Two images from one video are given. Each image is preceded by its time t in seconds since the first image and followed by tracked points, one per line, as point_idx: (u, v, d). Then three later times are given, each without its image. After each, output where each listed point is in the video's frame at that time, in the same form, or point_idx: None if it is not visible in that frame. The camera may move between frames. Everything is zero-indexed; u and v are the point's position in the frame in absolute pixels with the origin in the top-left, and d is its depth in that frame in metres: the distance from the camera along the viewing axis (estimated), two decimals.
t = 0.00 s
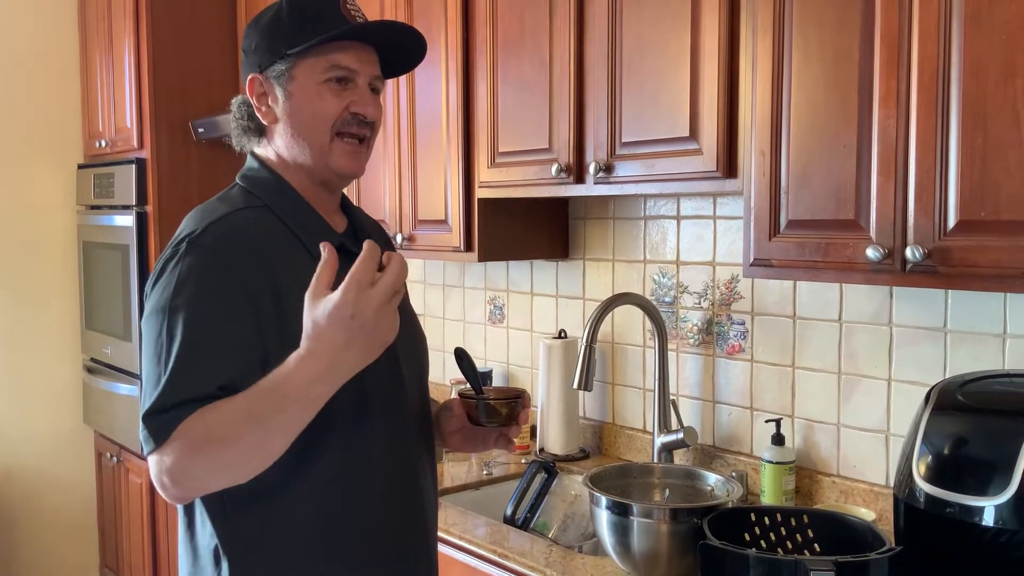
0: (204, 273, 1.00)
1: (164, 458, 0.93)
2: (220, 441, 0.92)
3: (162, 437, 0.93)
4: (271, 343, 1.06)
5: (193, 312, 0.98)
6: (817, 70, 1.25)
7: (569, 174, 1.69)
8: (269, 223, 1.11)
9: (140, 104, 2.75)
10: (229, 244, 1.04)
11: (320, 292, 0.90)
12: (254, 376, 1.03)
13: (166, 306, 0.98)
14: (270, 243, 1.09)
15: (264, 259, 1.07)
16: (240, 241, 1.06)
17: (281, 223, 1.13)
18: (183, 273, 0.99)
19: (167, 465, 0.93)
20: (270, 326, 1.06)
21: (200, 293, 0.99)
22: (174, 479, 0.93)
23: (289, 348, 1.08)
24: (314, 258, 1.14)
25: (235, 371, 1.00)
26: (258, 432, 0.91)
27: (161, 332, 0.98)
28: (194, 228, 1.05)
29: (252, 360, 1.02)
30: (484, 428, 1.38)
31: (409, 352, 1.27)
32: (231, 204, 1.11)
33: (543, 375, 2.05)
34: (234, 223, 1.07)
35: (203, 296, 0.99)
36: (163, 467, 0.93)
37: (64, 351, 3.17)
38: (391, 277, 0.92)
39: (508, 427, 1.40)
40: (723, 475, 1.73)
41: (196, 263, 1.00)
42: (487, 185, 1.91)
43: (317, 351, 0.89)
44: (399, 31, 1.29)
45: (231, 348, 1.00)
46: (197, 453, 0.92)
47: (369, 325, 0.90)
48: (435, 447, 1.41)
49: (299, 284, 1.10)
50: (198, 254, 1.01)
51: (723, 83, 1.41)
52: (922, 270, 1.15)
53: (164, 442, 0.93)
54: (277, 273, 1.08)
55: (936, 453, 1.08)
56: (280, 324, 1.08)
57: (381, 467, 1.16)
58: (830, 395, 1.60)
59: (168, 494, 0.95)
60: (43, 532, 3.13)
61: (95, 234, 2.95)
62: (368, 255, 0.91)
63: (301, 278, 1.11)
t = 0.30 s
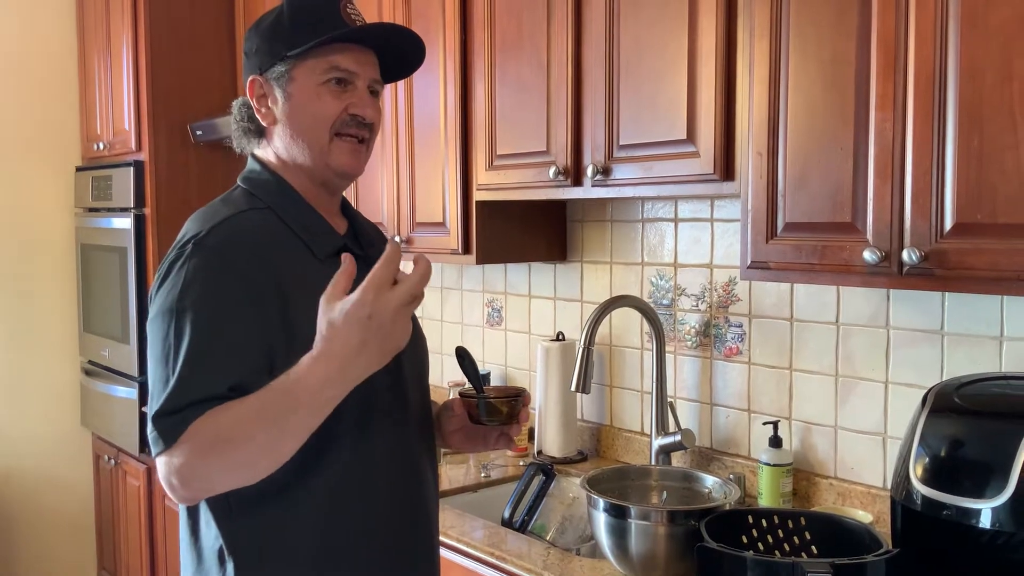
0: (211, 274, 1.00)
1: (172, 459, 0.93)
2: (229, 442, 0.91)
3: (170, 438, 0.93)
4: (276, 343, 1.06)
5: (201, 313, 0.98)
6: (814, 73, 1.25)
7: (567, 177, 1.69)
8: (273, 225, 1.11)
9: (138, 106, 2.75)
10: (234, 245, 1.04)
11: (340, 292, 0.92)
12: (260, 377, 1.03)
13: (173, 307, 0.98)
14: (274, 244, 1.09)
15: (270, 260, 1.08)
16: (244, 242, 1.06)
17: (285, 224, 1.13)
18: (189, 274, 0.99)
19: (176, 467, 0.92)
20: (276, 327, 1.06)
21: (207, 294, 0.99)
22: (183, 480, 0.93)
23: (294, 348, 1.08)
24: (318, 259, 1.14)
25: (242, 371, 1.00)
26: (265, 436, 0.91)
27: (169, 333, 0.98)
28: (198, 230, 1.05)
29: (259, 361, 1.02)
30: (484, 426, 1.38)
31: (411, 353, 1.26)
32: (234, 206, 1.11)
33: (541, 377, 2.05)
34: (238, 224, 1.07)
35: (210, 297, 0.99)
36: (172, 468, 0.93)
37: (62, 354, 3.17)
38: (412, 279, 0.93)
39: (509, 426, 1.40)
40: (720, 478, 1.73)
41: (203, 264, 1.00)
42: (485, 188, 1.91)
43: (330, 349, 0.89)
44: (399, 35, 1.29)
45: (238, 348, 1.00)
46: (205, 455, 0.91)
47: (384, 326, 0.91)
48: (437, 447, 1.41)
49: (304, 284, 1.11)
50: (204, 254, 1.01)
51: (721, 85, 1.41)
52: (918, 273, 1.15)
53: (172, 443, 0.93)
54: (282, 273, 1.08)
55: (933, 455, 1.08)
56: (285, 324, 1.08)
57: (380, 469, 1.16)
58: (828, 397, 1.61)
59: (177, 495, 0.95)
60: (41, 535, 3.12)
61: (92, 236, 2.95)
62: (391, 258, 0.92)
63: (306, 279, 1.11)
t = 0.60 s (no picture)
0: (217, 277, 1.00)
1: (183, 465, 0.95)
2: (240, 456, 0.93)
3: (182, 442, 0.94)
4: (279, 343, 1.06)
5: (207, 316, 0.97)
6: (813, 76, 1.25)
7: (566, 180, 1.69)
8: (273, 227, 1.11)
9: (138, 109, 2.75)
10: (237, 247, 1.04)
11: (358, 323, 0.91)
12: (263, 379, 1.03)
13: (179, 309, 0.98)
14: (275, 246, 1.09)
15: (271, 262, 1.07)
16: (247, 245, 1.05)
17: (286, 226, 1.13)
18: (194, 277, 0.99)
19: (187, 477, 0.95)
20: (279, 327, 1.06)
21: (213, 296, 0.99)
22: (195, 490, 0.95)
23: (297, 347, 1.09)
24: (318, 261, 1.14)
25: (247, 374, 1.00)
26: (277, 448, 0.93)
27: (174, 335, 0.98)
28: (200, 232, 1.04)
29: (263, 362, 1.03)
30: (484, 428, 1.37)
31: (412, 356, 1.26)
32: (235, 208, 1.11)
33: (540, 381, 2.05)
34: (240, 226, 1.07)
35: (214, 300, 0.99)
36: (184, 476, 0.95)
37: (61, 357, 3.16)
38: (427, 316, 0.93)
39: (507, 428, 1.39)
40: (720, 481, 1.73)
41: (208, 267, 1.00)
42: (485, 191, 1.91)
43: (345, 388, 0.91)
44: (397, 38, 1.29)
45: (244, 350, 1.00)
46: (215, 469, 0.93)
47: (401, 365, 0.92)
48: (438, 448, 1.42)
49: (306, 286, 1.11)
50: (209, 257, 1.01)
51: (721, 89, 1.42)
52: (918, 276, 1.15)
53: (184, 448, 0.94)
54: (284, 275, 1.08)
55: (933, 458, 1.08)
56: (288, 325, 1.08)
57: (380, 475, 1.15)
58: (828, 400, 1.60)
59: (188, 500, 0.96)
60: (39, 539, 3.12)
61: (92, 239, 2.95)
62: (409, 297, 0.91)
63: (307, 281, 1.11)
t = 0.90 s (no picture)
0: (212, 284, 1.00)
1: (170, 477, 0.97)
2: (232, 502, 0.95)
3: (171, 450, 0.95)
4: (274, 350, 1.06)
5: (200, 323, 0.98)
6: (813, 81, 1.25)
7: (566, 185, 1.69)
8: (272, 233, 1.11)
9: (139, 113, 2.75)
10: (234, 254, 1.04)
11: (387, 457, 0.94)
12: (258, 387, 1.03)
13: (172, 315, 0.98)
14: (273, 253, 1.09)
15: (269, 269, 1.07)
16: (245, 252, 1.05)
17: (285, 233, 1.13)
18: (190, 285, 0.99)
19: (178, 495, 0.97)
20: (275, 334, 1.06)
21: (207, 303, 0.99)
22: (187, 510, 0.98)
23: (293, 355, 1.09)
24: (317, 267, 1.14)
25: (239, 382, 1.00)
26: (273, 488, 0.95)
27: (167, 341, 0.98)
28: (197, 239, 1.05)
29: (257, 369, 1.03)
30: (480, 438, 1.37)
31: (412, 362, 1.26)
32: (235, 214, 1.11)
33: (540, 386, 2.05)
34: (239, 233, 1.07)
35: (209, 307, 0.99)
36: (174, 489, 0.98)
37: (61, 361, 3.16)
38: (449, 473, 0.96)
39: (504, 438, 1.38)
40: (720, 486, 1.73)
41: (202, 273, 1.00)
42: (485, 196, 1.92)
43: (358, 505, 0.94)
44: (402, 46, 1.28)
45: (237, 357, 1.00)
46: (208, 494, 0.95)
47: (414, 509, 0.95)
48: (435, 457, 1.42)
49: (303, 294, 1.11)
50: (204, 264, 1.01)
51: (721, 94, 1.42)
52: (918, 282, 1.15)
53: (173, 459, 0.95)
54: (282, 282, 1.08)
55: (933, 464, 1.08)
56: (284, 333, 1.08)
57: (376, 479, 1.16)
58: (828, 406, 1.60)
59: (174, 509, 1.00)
60: (37, 544, 3.11)
61: (92, 243, 2.95)
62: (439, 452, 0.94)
63: (305, 288, 1.11)
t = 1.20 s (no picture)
0: (196, 281, 1.00)
1: (147, 469, 0.94)
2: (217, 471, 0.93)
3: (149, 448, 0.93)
4: (258, 352, 1.06)
5: (182, 320, 0.97)
6: (810, 85, 1.26)
7: (563, 188, 1.69)
8: (261, 235, 1.11)
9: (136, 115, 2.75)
10: (220, 253, 1.04)
11: (363, 386, 0.95)
12: (241, 389, 1.03)
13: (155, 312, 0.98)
14: (261, 254, 1.09)
15: (256, 269, 1.07)
16: (233, 254, 1.05)
17: (273, 235, 1.13)
18: (177, 284, 0.99)
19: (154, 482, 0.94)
20: (260, 336, 1.06)
21: (190, 300, 0.98)
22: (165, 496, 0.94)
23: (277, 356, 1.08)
24: (306, 270, 1.14)
25: (222, 382, 1.00)
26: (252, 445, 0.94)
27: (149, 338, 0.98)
28: (184, 239, 1.05)
29: (241, 372, 1.02)
30: (473, 443, 1.37)
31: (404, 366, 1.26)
32: (224, 216, 1.11)
33: (537, 389, 2.04)
34: (226, 233, 1.07)
35: (193, 305, 0.98)
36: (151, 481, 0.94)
37: (57, 363, 3.15)
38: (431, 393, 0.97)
39: (497, 442, 1.39)
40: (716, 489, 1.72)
41: (187, 271, 1.00)
42: (482, 199, 1.91)
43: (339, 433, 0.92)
44: (391, 47, 1.28)
45: (219, 357, 1.00)
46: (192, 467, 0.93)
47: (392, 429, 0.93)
48: (430, 462, 1.41)
49: (291, 295, 1.11)
50: (189, 261, 1.01)
51: (718, 97, 1.42)
52: (914, 285, 1.15)
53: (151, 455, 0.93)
54: (268, 284, 1.08)
55: (929, 468, 1.08)
56: (270, 335, 1.08)
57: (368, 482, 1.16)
58: (825, 409, 1.60)
59: (144, 503, 0.96)
60: (31, 547, 3.10)
61: (89, 245, 2.94)
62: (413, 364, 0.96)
63: (292, 291, 1.11)
